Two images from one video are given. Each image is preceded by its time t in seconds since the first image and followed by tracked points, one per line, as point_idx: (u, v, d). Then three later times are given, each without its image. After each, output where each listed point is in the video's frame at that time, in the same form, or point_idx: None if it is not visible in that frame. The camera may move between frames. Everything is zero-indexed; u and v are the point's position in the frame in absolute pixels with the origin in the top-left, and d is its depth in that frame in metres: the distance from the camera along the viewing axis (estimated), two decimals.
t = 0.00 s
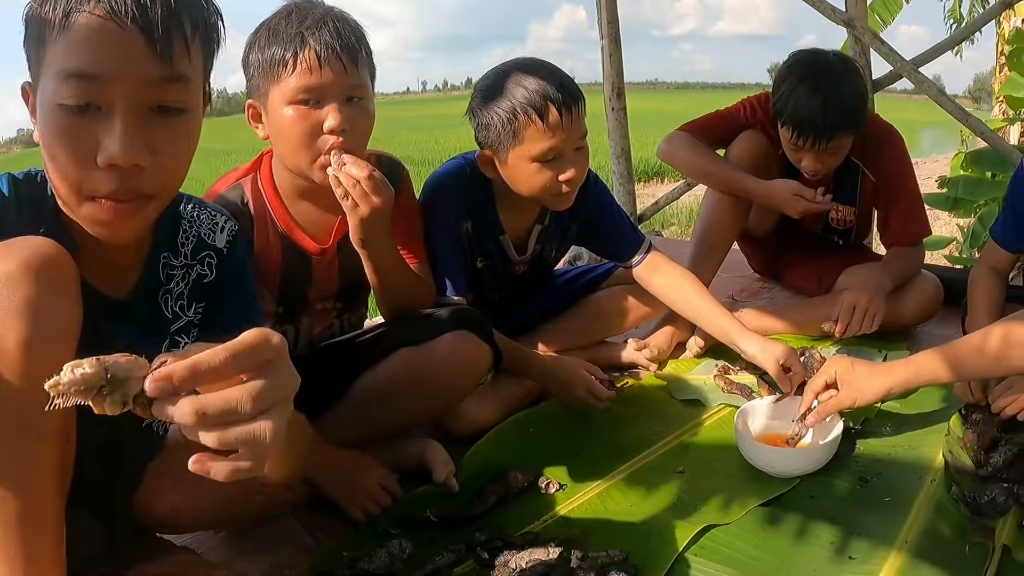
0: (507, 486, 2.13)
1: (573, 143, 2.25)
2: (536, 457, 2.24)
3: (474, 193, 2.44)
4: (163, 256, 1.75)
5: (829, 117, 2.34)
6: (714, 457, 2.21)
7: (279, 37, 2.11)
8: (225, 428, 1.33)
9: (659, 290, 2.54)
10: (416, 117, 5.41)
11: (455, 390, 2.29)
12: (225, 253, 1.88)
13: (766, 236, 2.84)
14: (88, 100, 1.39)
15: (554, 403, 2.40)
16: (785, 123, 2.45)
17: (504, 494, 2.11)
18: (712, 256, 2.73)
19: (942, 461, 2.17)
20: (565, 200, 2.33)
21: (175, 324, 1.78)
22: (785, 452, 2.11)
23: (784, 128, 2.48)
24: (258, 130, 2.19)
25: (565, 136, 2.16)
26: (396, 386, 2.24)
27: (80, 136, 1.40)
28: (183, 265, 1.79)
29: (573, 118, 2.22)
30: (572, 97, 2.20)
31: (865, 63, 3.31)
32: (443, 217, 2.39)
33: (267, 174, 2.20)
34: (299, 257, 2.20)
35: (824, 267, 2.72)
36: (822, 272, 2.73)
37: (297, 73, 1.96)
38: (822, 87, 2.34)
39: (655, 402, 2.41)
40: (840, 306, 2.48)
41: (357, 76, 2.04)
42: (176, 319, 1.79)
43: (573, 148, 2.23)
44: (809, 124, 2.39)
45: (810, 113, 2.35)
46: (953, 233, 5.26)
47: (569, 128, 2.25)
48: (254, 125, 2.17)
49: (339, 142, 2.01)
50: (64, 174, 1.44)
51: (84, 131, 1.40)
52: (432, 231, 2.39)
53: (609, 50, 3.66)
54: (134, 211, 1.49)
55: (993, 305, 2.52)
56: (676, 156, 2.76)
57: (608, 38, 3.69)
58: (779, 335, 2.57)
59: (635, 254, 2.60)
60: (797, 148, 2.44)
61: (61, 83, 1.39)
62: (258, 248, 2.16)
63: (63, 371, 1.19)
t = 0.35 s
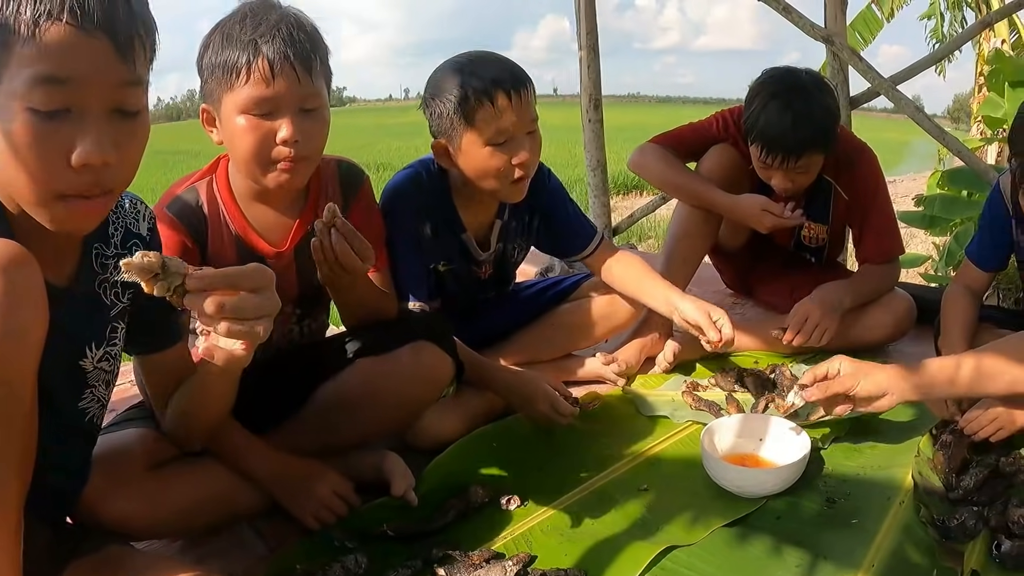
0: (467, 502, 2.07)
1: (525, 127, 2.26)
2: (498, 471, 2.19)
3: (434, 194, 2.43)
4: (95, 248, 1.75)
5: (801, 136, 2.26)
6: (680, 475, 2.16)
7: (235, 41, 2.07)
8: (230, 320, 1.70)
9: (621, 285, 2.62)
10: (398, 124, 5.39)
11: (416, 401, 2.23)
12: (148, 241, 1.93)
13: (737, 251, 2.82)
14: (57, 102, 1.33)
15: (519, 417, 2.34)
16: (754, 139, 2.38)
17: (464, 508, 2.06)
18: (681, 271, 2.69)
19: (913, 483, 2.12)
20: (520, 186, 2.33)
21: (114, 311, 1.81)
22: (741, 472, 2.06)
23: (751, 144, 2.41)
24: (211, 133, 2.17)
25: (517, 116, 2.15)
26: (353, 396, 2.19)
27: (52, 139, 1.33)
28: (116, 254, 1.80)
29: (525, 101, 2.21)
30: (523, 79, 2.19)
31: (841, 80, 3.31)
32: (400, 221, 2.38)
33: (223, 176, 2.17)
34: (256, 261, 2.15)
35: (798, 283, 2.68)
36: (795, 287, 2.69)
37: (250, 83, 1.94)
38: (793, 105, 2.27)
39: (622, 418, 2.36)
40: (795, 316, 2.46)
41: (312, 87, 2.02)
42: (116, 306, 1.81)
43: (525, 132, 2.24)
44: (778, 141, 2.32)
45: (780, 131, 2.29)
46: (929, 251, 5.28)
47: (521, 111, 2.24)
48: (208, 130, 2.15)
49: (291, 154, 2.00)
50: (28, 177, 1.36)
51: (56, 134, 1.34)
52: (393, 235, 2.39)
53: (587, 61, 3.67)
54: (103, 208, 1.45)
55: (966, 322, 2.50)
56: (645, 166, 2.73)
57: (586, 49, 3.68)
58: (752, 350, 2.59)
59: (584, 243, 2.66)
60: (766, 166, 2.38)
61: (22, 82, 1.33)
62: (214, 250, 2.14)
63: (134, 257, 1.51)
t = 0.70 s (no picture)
0: (440, 505, 2.07)
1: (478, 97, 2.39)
2: (472, 475, 2.18)
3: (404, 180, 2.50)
4: (75, 259, 1.76)
5: (774, 144, 2.26)
6: (656, 480, 2.16)
7: (211, 41, 2.07)
8: (206, 320, 1.70)
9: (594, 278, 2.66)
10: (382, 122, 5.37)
11: (392, 403, 2.22)
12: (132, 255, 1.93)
13: (714, 256, 2.83)
14: (57, 102, 1.33)
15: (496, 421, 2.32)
16: (727, 146, 2.39)
17: (438, 511, 2.05)
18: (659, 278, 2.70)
19: (886, 490, 2.10)
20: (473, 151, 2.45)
21: (90, 323, 1.83)
22: (714, 478, 2.06)
23: (724, 150, 2.42)
24: (190, 135, 2.15)
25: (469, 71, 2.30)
26: (328, 398, 2.18)
27: (48, 139, 1.32)
28: (95, 268, 1.80)
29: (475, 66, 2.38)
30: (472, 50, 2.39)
31: (820, 87, 3.36)
32: (370, 207, 2.44)
33: (202, 174, 2.14)
34: (233, 260, 2.14)
35: (773, 289, 2.69)
36: (771, 293, 2.69)
37: (226, 80, 1.93)
38: (765, 112, 2.28)
39: (597, 422, 2.35)
40: (756, 317, 2.52)
41: (290, 84, 2.02)
42: (90, 319, 1.83)
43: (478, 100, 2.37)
44: (750, 148, 2.33)
45: (752, 139, 2.29)
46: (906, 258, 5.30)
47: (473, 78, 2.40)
48: (188, 133, 2.14)
49: (271, 149, 1.99)
50: (21, 178, 1.34)
51: (54, 134, 1.33)
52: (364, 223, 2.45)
53: (569, 65, 3.71)
54: (91, 210, 1.43)
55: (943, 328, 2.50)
56: (619, 170, 2.72)
57: (568, 52, 3.71)
58: (727, 356, 2.61)
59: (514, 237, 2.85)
60: (740, 174, 2.38)
61: (17, 79, 1.32)
62: (192, 249, 2.12)
63: (133, 241, 1.60)
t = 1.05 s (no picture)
0: (445, 503, 2.08)
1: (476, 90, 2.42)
2: (477, 471, 2.20)
3: (404, 169, 2.52)
4: (85, 266, 1.79)
5: (768, 142, 2.28)
6: (660, 475, 2.18)
7: (217, 46, 2.09)
8: (203, 303, 1.71)
9: (595, 273, 2.65)
10: (382, 120, 5.38)
11: (396, 401, 2.24)
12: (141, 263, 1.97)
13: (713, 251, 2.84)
14: (72, 105, 1.34)
15: (499, 417, 2.34)
16: (723, 145, 2.41)
17: (443, 508, 2.07)
18: (658, 275, 2.70)
19: (887, 483, 2.13)
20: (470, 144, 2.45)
21: (100, 330, 1.86)
22: (721, 473, 2.08)
23: (720, 149, 2.43)
24: (195, 137, 2.18)
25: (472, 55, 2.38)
26: (334, 395, 2.21)
27: (59, 142, 1.33)
28: (106, 275, 1.84)
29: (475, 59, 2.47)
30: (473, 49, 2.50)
31: (819, 82, 3.38)
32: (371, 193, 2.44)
33: (205, 175, 2.16)
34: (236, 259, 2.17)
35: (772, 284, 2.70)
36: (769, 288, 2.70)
37: (233, 88, 1.96)
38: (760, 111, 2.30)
39: (598, 417, 2.37)
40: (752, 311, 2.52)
41: (295, 91, 2.04)
42: (100, 326, 1.86)
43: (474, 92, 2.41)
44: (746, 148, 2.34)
45: (747, 137, 2.30)
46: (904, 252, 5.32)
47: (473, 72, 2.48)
48: (192, 135, 2.17)
49: (277, 158, 2.02)
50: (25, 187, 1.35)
51: (67, 137, 1.34)
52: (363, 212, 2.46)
53: (568, 61, 3.72)
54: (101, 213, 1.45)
55: (943, 323, 2.52)
56: (617, 166, 2.74)
57: (568, 49, 3.73)
58: (728, 351, 2.63)
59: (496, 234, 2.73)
60: (734, 173, 2.40)
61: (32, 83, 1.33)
62: (194, 251, 2.14)
63: (117, 235, 1.57)
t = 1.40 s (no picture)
0: (431, 505, 2.10)
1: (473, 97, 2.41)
2: (462, 473, 2.22)
3: (396, 168, 2.48)
4: (72, 270, 1.82)
5: (749, 151, 2.32)
6: (643, 478, 2.20)
7: (198, 49, 2.16)
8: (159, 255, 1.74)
9: (581, 278, 2.59)
10: (370, 122, 5.40)
11: (381, 404, 2.26)
12: (130, 266, 1.99)
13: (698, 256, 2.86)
14: (101, 116, 1.45)
15: (485, 420, 2.36)
16: (704, 154, 2.45)
17: (429, 509, 2.09)
18: (641, 280, 2.72)
19: (867, 488, 2.16)
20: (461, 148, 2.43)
21: (87, 335, 1.88)
22: (704, 476, 2.10)
23: (702, 158, 2.47)
24: (178, 137, 2.26)
25: (474, 65, 2.36)
26: (321, 397, 2.23)
27: (81, 146, 1.42)
28: (92, 280, 1.87)
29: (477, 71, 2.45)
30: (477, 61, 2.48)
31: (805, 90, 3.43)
32: (362, 192, 2.41)
33: (192, 176, 2.23)
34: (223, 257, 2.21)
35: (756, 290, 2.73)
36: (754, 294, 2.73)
37: (212, 93, 2.04)
38: (742, 121, 2.34)
39: (582, 421, 2.40)
40: (738, 317, 2.55)
41: (274, 95, 2.13)
42: (88, 331, 1.88)
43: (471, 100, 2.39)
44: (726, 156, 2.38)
45: (728, 146, 2.34)
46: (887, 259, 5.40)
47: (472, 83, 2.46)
48: (175, 136, 2.25)
49: (255, 161, 2.11)
50: (27, 186, 1.42)
51: (91, 143, 1.43)
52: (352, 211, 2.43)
53: (556, 67, 3.76)
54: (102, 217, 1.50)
55: (929, 333, 2.54)
56: (602, 171, 2.77)
57: (555, 55, 3.78)
58: (712, 357, 2.65)
59: (481, 240, 2.68)
60: (716, 181, 2.44)
61: (62, 89, 1.43)
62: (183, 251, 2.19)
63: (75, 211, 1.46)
